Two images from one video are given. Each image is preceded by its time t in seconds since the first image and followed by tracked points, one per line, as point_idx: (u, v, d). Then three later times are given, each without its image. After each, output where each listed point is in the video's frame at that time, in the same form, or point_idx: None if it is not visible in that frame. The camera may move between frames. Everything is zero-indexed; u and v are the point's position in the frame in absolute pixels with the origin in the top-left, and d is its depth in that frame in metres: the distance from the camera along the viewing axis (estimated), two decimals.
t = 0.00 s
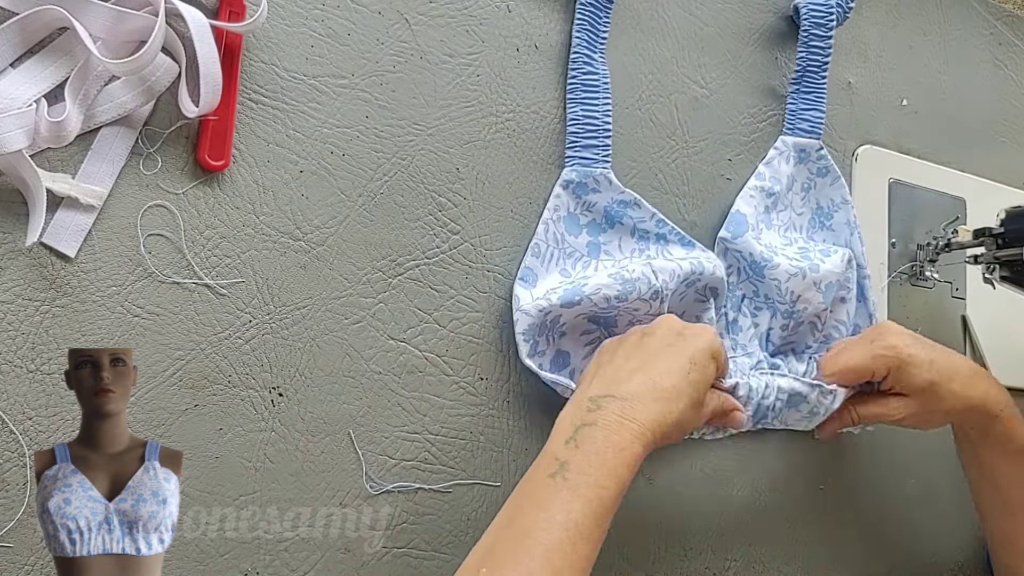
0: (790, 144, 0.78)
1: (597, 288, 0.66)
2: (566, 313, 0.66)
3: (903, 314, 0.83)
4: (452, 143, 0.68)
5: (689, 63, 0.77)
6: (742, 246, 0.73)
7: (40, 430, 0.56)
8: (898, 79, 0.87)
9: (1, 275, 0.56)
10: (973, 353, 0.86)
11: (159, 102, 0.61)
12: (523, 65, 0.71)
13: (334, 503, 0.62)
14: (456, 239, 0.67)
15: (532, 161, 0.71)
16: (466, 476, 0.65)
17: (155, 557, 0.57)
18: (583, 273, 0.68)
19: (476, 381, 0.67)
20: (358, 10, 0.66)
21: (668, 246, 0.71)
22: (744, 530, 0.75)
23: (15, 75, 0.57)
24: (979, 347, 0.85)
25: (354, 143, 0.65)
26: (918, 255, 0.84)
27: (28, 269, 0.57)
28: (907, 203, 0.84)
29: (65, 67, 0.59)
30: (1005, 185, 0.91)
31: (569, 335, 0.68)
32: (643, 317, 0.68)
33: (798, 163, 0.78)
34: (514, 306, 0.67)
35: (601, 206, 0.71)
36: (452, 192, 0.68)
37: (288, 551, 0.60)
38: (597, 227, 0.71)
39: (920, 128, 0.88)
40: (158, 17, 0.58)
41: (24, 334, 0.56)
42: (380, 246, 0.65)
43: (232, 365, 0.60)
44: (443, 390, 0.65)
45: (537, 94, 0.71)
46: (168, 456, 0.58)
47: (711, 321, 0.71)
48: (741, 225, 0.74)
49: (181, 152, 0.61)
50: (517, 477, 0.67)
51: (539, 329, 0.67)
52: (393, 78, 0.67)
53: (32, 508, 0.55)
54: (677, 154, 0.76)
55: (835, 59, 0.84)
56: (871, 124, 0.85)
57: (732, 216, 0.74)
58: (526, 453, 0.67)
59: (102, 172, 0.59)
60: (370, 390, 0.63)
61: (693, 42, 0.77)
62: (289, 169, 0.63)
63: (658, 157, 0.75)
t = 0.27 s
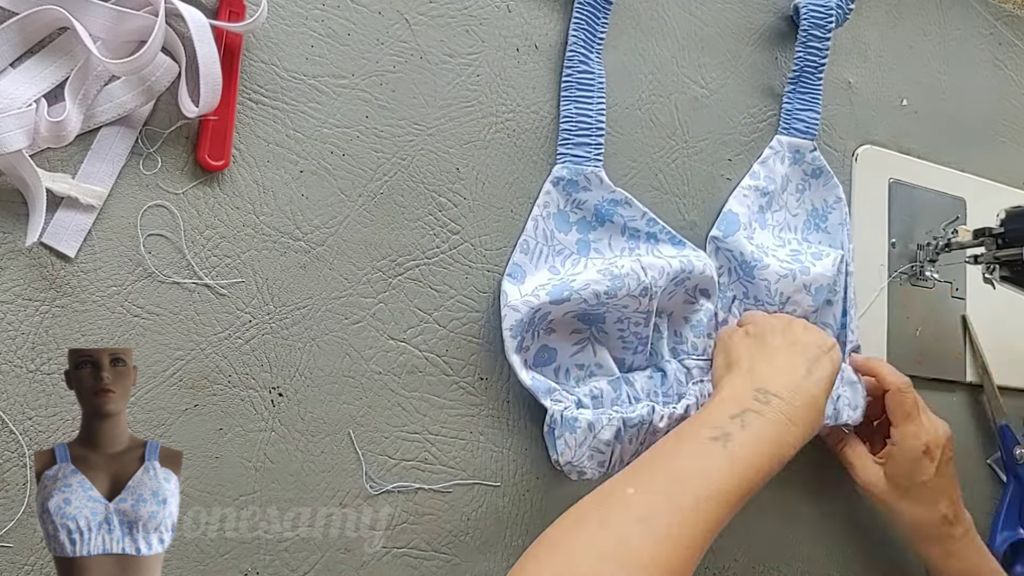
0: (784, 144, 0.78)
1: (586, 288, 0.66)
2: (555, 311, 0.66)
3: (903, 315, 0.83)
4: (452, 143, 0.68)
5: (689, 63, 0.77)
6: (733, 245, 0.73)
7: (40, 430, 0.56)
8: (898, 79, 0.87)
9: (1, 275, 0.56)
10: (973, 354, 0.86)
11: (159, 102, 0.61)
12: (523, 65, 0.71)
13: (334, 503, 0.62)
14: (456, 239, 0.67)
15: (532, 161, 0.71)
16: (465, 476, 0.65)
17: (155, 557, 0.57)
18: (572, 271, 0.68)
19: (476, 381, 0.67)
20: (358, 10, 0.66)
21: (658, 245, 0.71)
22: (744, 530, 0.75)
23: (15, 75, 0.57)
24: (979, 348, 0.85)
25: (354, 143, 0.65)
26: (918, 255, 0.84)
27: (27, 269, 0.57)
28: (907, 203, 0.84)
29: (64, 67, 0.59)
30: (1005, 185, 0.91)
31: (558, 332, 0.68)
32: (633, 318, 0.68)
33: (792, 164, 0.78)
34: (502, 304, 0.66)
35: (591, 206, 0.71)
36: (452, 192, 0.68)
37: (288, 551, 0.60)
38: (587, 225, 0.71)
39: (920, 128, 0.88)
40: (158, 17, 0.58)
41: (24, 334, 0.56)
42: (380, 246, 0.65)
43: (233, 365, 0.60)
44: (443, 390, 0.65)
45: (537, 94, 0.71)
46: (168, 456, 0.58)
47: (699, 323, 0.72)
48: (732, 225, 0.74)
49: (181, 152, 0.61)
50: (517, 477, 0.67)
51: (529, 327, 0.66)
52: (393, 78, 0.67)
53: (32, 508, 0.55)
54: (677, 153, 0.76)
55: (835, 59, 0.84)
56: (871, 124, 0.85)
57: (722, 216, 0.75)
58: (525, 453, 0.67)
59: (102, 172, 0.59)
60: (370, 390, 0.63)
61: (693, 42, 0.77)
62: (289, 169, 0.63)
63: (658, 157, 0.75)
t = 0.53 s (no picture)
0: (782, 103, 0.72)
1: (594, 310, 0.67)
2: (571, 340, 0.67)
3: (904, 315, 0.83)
4: (452, 143, 0.68)
5: (689, 63, 0.77)
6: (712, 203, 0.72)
7: (40, 430, 0.56)
8: (898, 79, 0.87)
9: (1, 275, 0.56)
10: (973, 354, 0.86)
11: (159, 102, 0.61)
12: (523, 65, 0.71)
13: (334, 503, 0.62)
14: (456, 239, 0.67)
15: (532, 161, 0.70)
16: (465, 476, 0.65)
17: (155, 557, 0.57)
18: (578, 290, 0.68)
19: (476, 381, 0.67)
20: (358, 10, 0.66)
21: (651, 227, 0.70)
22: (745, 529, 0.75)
23: (15, 75, 0.57)
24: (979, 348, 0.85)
25: (354, 143, 0.65)
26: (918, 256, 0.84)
27: (27, 270, 0.57)
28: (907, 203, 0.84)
29: (65, 67, 0.59)
30: (1005, 185, 0.91)
31: (581, 356, 0.69)
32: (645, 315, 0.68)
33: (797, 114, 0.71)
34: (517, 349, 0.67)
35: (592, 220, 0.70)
36: (452, 192, 0.68)
37: (288, 551, 0.60)
38: (578, 238, 0.70)
39: (920, 128, 0.88)
40: (158, 17, 0.58)
41: (24, 334, 0.56)
42: (380, 246, 0.65)
43: (233, 365, 0.60)
44: (443, 390, 0.65)
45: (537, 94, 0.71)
46: (168, 456, 0.58)
47: (711, 287, 0.71)
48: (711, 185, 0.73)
49: (181, 152, 0.61)
50: (517, 477, 0.67)
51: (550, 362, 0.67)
52: (393, 78, 0.67)
53: (32, 508, 0.55)
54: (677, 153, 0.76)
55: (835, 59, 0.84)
56: (871, 124, 0.85)
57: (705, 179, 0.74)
58: (526, 453, 0.67)
59: (102, 172, 0.59)
60: (370, 390, 0.63)
61: (693, 41, 0.77)
62: (289, 169, 0.63)
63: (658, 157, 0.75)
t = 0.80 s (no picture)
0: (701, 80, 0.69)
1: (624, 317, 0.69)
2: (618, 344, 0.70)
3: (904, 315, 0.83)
4: (452, 143, 0.68)
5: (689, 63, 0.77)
6: (655, 165, 0.73)
7: (40, 430, 0.56)
8: (898, 79, 0.87)
9: (1, 275, 0.56)
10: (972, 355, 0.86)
11: (159, 102, 0.61)
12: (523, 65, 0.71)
13: (334, 503, 0.62)
14: (456, 239, 0.67)
15: (532, 161, 0.70)
16: (465, 476, 0.65)
17: (155, 557, 0.57)
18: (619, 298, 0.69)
19: (476, 381, 0.67)
20: (358, 10, 0.66)
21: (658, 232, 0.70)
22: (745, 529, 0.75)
23: (14, 75, 0.57)
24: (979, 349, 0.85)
25: (354, 143, 0.65)
26: (918, 255, 0.84)
27: (27, 269, 0.57)
28: (907, 203, 0.84)
29: (65, 67, 0.59)
30: (1005, 185, 0.91)
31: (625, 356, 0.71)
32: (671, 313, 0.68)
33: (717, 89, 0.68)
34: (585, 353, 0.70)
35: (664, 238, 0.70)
36: (452, 192, 0.68)
37: (288, 551, 0.60)
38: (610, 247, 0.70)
39: (920, 128, 0.88)
40: (158, 17, 0.58)
41: (24, 334, 0.56)
42: (380, 246, 0.65)
43: (233, 365, 0.60)
44: (443, 390, 0.65)
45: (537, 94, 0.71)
46: (168, 456, 0.58)
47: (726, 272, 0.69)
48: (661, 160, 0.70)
49: (181, 151, 0.61)
50: (517, 477, 0.67)
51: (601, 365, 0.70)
52: (393, 78, 0.67)
53: (32, 509, 0.55)
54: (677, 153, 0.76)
55: (836, 59, 0.84)
56: (871, 124, 0.85)
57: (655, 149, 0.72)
58: (526, 453, 0.67)
59: (102, 172, 0.59)
60: (370, 390, 0.63)
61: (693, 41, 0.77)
62: (288, 169, 0.63)
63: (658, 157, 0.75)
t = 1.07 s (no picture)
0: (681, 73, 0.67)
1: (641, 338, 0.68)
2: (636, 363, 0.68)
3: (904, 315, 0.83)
4: (451, 143, 0.68)
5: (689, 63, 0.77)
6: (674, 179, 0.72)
7: (40, 430, 0.56)
8: (898, 79, 0.87)
9: (1, 275, 0.56)
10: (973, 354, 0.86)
11: (159, 102, 0.61)
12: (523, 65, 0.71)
13: (334, 503, 0.62)
14: (456, 239, 0.67)
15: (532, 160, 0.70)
16: (465, 476, 0.65)
17: (155, 557, 0.57)
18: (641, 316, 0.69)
19: (476, 382, 0.67)
20: (358, 10, 0.66)
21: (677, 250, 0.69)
22: (745, 529, 0.75)
23: (14, 75, 0.57)
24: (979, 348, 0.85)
25: (354, 143, 0.65)
26: (918, 255, 0.84)
27: (28, 269, 0.57)
28: (907, 203, 0.84)
29: (65, 67, 0.59)
30: (1005, 185, 0.91)
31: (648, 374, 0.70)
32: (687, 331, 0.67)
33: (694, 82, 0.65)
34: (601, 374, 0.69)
35: (666, 271, 0.68)
36: (452, 192, 0.68)
37: (288, 551, 0.60)
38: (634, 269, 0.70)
39: (920, 128, 0.88)
40: (158, 17, 0.58)
41: (24, 334, 0.56)
42: (380, 246, 0.65)
43: (233, 365, 0.60)
44: (443, 390, 0.65)
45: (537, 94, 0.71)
46: (168, 456, 0.58)
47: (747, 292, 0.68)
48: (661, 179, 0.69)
49: (181, 151, 0.61)
50: (518, 477, 0.67)
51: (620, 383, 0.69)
52: (393, 78, 0.67)
53: (32, 509, 0.55)
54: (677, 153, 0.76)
55: (836, 59, 0.84)
56: (871, 124, 0.85)
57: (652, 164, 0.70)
58: (527, 453, 0.67)
59: (102, 172, 0.59)
60: (369, 390, 0.63)
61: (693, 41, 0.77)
62: (288, 169, 0.63)
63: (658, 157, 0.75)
